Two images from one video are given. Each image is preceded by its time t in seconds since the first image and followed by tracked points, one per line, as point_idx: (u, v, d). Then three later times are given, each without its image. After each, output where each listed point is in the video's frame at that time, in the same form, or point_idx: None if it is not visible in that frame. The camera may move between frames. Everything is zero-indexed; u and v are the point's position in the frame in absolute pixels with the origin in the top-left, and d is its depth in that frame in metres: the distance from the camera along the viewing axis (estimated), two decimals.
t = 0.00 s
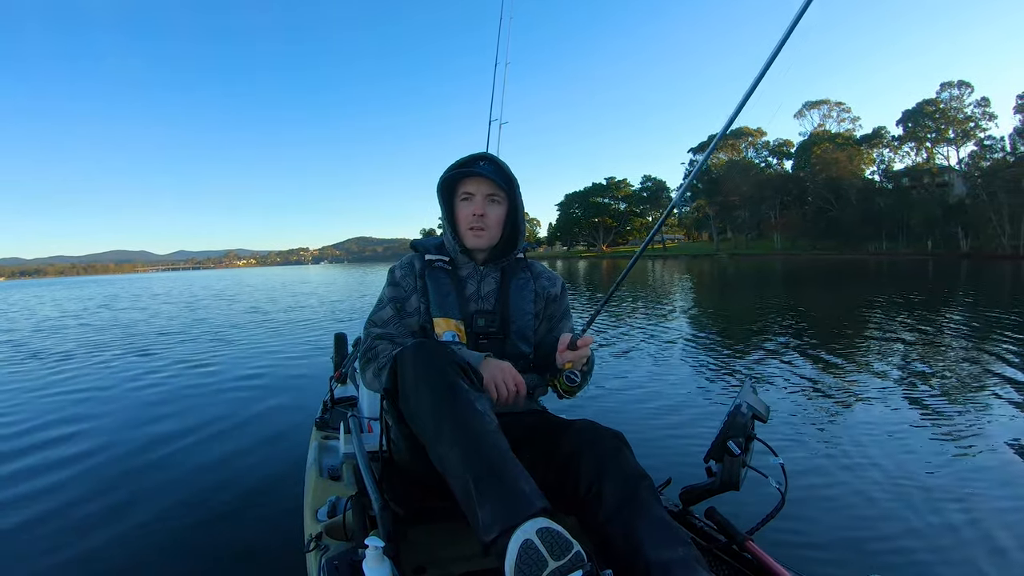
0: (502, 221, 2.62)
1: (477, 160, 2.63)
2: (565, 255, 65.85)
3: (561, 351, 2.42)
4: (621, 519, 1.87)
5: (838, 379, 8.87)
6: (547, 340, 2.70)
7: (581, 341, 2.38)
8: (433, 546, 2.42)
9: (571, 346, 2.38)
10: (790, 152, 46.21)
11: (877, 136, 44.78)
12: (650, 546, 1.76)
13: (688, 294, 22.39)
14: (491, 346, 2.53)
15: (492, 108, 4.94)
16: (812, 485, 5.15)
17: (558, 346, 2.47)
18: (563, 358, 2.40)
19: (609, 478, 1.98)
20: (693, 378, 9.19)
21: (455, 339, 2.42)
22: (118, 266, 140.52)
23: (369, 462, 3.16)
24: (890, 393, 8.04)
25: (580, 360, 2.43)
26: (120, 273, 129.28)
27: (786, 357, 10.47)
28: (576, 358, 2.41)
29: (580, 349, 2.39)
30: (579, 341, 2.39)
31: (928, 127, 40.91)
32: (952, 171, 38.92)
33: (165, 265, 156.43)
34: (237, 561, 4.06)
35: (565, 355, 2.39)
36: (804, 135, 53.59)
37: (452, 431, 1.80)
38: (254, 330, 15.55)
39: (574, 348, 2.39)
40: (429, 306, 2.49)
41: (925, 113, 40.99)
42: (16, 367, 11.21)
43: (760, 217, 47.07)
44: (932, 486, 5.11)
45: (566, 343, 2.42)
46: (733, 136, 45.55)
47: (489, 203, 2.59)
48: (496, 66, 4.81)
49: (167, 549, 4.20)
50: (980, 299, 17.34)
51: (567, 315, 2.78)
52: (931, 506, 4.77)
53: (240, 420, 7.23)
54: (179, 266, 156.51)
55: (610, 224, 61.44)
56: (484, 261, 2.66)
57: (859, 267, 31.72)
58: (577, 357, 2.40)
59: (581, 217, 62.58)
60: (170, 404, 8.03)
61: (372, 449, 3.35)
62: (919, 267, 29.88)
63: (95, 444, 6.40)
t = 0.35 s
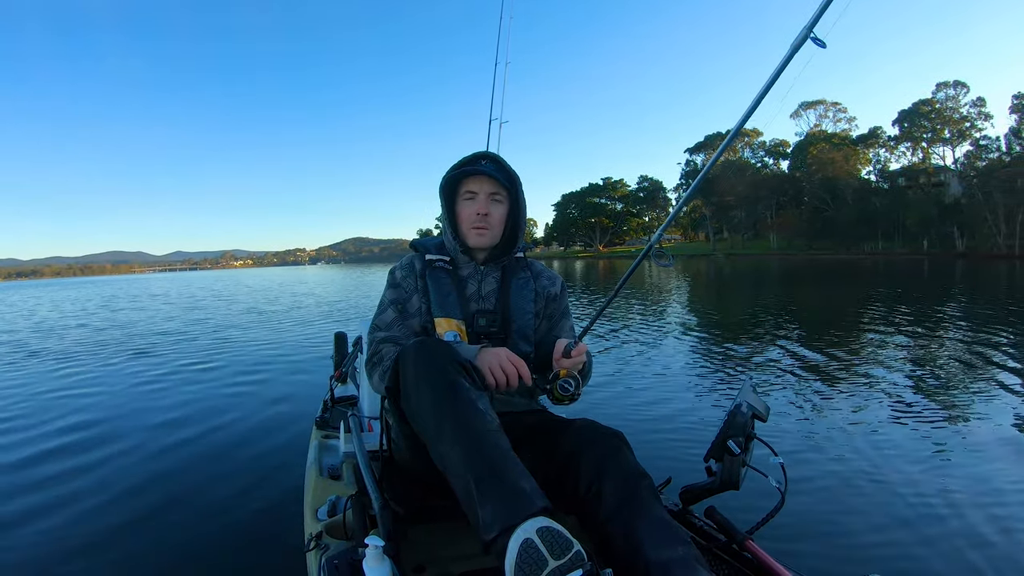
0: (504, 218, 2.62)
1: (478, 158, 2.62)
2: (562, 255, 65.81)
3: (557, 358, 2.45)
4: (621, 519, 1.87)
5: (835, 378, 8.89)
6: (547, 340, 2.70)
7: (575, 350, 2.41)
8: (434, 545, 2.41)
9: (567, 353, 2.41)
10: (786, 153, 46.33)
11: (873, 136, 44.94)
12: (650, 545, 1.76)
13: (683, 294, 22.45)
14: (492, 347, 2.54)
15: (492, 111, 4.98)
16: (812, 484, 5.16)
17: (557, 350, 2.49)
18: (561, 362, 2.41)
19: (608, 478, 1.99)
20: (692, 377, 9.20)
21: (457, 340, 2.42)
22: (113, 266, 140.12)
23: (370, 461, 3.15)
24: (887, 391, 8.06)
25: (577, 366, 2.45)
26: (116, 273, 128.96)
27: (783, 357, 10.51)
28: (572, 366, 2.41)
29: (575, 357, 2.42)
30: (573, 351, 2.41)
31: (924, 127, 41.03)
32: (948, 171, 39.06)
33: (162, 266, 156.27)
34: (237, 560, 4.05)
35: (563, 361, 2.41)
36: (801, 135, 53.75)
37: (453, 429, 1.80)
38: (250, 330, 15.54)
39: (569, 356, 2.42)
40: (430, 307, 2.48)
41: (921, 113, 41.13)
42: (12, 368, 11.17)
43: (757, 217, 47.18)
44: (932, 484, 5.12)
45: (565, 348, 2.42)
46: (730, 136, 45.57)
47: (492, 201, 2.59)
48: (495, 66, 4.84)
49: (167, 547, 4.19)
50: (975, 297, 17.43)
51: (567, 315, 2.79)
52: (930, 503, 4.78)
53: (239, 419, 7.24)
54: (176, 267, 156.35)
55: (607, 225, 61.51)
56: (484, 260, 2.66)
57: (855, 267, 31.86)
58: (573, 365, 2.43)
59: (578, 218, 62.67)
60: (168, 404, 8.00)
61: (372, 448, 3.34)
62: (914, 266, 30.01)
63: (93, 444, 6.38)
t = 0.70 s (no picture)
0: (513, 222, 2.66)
1: (491, 160, 2.63)
2: (559, 255, 65.76)
3: (560, 352, 2.44)
4: (622, 520, 1.86)
5: (833, 377, 8.91)
6: (548, 340, 2.69)
7: (580, 343, 2.41)
8: (436, 545, 2.41)
9: (571, 347, 2.41)
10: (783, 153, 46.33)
11: (869, 137, 44.98)
12: (651, 547, 1.76)
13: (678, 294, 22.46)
14: (493, 347, 2.54)
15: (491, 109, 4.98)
16: (812, 481, 5.15)
17: (561, 345, 2.48)
18: (565, 357, 2.41)
19: (610, 479, 1.98)
20: (691, 376, 9.18)
21: (460, 341, 2.43)
22: (110, 267, 139.75)
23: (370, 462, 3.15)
24: (886, 390, 8.07)
25: (581, 360, 2.44)
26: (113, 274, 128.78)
27: (780, 356, 10.52)
28: (576, 361, 2.42)
29: (579, 351, 2.41)
30: (577, 344, 2.41)
31: (920, 128, 41.06)
32: (943, 171, 39.11)
33: (158, 267, 155.93)
34: (239, 560, 4.04)
35: (567, 355, 2.40)
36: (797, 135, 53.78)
37: (454, 429, 1.80)
38: (246, 330, 15.52)
39: (574, 350, 2.41)
40: (432, 308, 2.48)
41: (917, 113, 41.14)
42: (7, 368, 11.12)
43: (753, 217, 47.21)
44: (932, 482, 5.12)
45: (568, 343, 2.42)
46: (726, 136, 45.53)
47: (504, 204, 2.61)
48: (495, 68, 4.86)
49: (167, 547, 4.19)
50: (969, 298, 17.47)
51: (569, 315, 2.79)
52: (931, 501, 4.78)
53: (238, 419, 7.23)
54: (173, 267, 156.15)
55: (603, 224, 61.50)
56: (488, 262, 2.68)
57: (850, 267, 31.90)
58: (577, 359, 2.42)
59: (574, 218, 62.62)
60: (166, 404, 7.98)
61: (373, 449, 3.34)
62: (909, 266, 30.07)
63: (90, 444, 6.35)
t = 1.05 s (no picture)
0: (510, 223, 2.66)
1: (486, 161, 2.64)
2: (555, 255, 65.63)
3: (561, 354, 2.44)
4: (621, 524, 1.86)
5: (830, 377, 8.94)
6: (547, 341, 2.69)
7: (581, 345, 2.40)
8: (433, 547, 2.40)
9: (572, 348, 2.40)
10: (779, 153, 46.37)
11: (865, 137, 45.05)
12: (649, 549, 1.76)
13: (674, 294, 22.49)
14: (492, 349, 2.54)
15: (491, 109, 5.00)
16: (811, 483, 5.15)
17: (562, 346, 2.48)
18: (566, 359, 2.41)
19: (608, 482, 1.98)
20: (689, 377, 9.18)
21: (458, 343, 2.42)
22: (105, 266, 139.22)
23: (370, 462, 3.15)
24: (883, 391, 8.08)
25: (581, 362, 2.44)
26: (108, 273, 128.31)
27: (777, 355, 10.55)
28: (576, 362, 2.42)
29: (580, 353, 2.41)
30: (578, 347, 2.41)
31: (916, 128, 41.14)
32: (939, 171, 39.19)
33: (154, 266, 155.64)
34: (239, 560, 4.04)
35: (568, 357, 2.40)
36: (794, 136, 53.86)
37: (454, 431, 1.80)
38: (242, 330, 15.49)
39: (574, 352, 2.42)
40: (430, 310, 2.48)
41: (913, 114, 41.24)
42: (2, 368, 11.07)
43: (749, 217, 47.26)
44: (932, 482, 5.13)
45: (569, 344, 2.43)
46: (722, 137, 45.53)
47: (501, 204, 2.61)
48: (496, 67, 4.88)
49: (167, 547, 4.17)
50: (965, 298, 17.50)
51: (567, 316, 2.79)
52: (930, 502, 4.78)
53: (236, 418, 7.21)
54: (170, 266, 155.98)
55: (599, 224, 61.52)
56: (485, 263, 2.68)
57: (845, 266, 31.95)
58: (577, 361, 2.42)
59: (570, 218, 62.64)
60: (163, 403, 7.97)
61: (372, 449, 3.34)
62: (905, 266, 30.11)
63: (87, 444, 6.32)
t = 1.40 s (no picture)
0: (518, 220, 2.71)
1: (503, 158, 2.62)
2: (552, 255, 65.53)
3: (560, 350, 2.44)
4: (621, 523, 1.86)
5: (827, 376, 8.95)
6: (545, 337, 2.70)
7: (580, 342, 2.40)
8: (433, 546, 2.40)
9: (571, 344, 2.41)
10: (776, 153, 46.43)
11: (862, 137, 45.13)
12: (649, 549, 1.76)
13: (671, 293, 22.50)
14: (492, 346, 2.54)
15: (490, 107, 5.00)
16: (811, 481, 5.15)
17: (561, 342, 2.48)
18: (566, 355, 2.41)
19: (607, 481, 1.99)
20: (688, 376, 9.18)
21: (458, 341, 2.42)
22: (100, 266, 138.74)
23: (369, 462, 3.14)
24: (880, 389, 8.09)
25: (581, 358, 2.45)
26: (104, 273, 127.96)
27: (775, 355, 10.55)
28: (577, 358, 2.42)
29: (580, 349, 2.41)
30: (577, 343, 2.41)
31: (912, 128, 41.20)
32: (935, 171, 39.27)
33: (150, 266, 155.10)
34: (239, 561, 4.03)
35: (568, 353, 2.41)
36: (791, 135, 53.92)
37: (453, 430, 1.80)
38: (238, 330, 15.45)
39: (573, 348, 2.42)
40: (430, 310, 2.48)
41: (908, 114, 41.29)
42: None
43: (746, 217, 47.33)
44: (931, 481, 5.13)
45: (568, 340, 2.43)
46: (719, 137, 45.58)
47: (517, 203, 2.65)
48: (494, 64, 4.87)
49: (166, 549, 4.16)
50: (961, 297, 17.54)
51: (564, 311, 2.81)
52: (929, 501, 4.78)
53: (234, 419, 7.21)
54: (166, 266, 155.52)
55: (597, 224, 61.52)
56: (487, 259, 2.67)
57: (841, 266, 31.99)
58: (577, 356, 2.42)
59: (568, 217, 62.62)
60: (162, 404, 7.95)
61: (372, 448, 3.33)
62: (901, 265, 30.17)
63: (86, 445, 6.32)
